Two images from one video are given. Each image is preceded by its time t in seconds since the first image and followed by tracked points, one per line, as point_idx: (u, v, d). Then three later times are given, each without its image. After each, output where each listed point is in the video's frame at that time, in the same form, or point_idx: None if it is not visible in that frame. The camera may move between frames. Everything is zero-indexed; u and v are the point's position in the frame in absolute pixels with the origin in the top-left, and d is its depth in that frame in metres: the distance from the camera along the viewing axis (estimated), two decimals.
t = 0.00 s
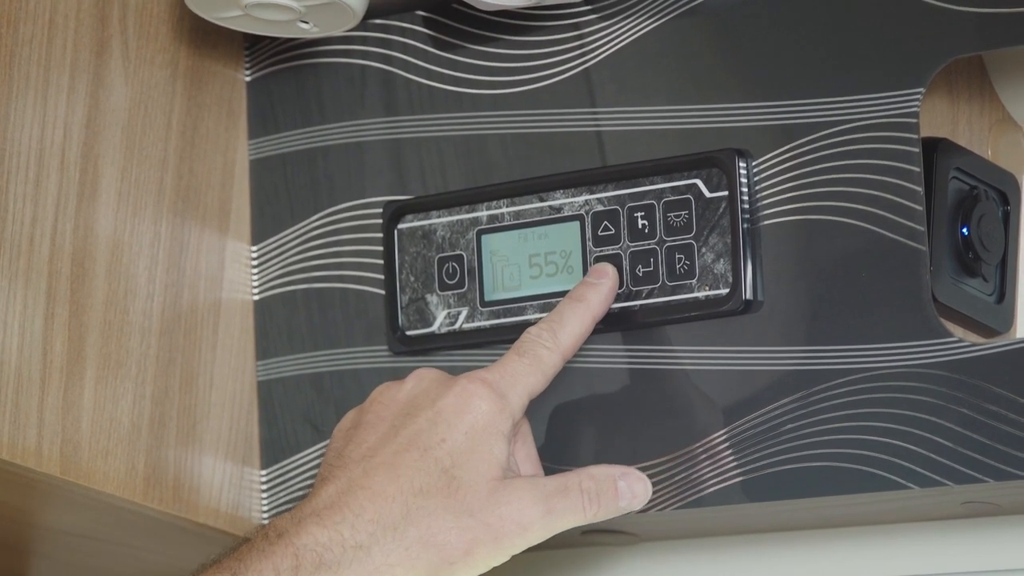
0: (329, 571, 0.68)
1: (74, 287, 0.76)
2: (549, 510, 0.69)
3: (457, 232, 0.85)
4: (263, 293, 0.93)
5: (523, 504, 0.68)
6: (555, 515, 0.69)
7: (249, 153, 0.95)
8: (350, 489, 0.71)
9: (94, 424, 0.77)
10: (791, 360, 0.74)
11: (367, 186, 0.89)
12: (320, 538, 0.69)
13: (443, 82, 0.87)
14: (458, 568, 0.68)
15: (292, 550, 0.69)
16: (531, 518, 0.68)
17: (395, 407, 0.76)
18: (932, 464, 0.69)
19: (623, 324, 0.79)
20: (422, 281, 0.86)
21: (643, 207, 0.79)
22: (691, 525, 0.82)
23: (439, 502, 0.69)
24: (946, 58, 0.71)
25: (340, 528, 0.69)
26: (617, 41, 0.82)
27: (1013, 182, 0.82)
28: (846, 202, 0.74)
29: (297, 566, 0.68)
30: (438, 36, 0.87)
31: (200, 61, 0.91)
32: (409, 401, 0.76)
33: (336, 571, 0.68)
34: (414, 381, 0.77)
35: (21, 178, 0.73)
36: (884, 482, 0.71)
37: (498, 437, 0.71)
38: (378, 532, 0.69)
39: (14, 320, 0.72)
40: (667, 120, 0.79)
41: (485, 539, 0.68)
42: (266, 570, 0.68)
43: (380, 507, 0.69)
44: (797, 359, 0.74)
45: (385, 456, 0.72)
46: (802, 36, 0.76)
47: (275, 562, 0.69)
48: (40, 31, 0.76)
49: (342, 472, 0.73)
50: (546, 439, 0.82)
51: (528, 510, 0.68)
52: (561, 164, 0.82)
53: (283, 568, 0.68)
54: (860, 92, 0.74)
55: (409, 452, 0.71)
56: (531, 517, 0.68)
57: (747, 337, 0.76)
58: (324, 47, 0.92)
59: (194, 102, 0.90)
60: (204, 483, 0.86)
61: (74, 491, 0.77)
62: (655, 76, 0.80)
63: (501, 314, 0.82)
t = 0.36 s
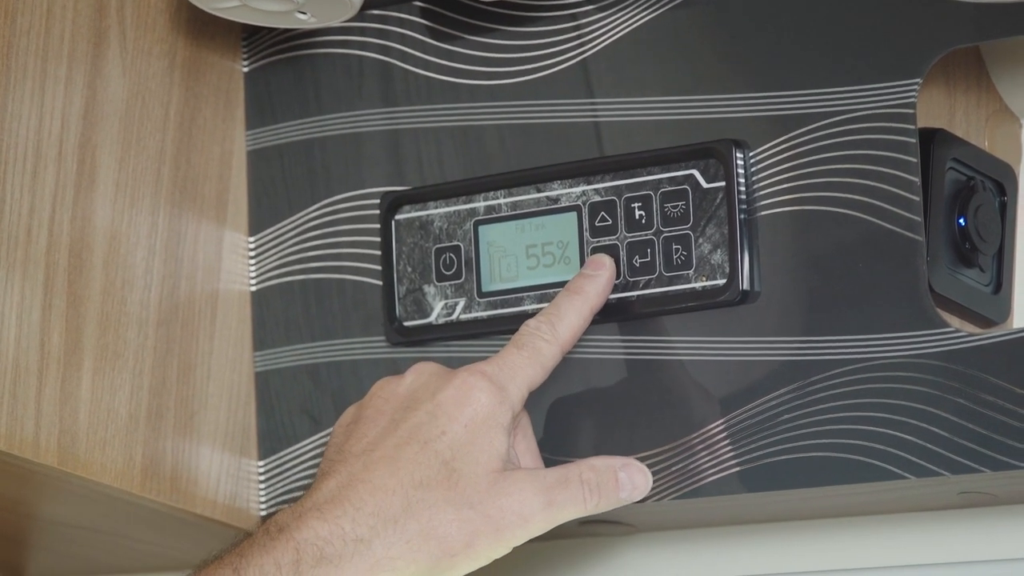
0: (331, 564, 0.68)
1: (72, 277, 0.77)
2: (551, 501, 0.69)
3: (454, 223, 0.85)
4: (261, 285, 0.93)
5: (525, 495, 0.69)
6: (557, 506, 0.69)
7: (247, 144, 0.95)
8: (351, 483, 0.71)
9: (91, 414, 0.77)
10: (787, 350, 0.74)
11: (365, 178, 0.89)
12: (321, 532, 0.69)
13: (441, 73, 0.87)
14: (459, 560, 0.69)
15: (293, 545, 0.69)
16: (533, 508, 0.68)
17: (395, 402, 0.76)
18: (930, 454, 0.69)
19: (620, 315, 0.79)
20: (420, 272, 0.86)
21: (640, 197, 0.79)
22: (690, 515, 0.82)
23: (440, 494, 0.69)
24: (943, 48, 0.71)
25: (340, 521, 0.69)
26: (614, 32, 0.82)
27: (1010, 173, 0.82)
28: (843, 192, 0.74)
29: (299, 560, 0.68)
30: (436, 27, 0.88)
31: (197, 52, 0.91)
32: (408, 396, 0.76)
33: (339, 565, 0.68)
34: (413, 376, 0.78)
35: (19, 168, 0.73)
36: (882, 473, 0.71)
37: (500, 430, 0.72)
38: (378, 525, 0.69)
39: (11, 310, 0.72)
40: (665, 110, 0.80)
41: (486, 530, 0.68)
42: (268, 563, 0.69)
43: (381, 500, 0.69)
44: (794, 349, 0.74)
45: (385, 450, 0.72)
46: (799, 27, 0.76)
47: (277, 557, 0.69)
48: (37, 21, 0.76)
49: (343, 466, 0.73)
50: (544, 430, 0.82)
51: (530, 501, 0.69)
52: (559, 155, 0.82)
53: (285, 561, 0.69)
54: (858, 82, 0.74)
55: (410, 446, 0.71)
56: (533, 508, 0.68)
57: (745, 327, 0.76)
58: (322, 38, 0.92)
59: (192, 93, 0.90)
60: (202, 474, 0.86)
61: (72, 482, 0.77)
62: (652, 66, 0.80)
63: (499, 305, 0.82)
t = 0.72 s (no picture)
0: (336, 561, 0.68)
1: (62, 271, 0.77)
2: (554, 494, 0.69)
3: (444, 216, 0.85)
4: (250, 278, 0.93)
5: (528, 488, 0.69)
6: (561, 498, 0.69)
7: (236, 138, 0.95)
8: (354, 480, 0.71)
9: (81, 407, 0.77)
10: (776, 343, 0.75)
11: (355, 171, 0.89)
12: (325, 529, 0.68)
13: (431, 67, 0.87)
14: (464, 554, 0.69)
15: (297, 541, 0.68)
16: (536, 501, 0.69)
17: (395, 397, 0.76)
18: (919, 447, 0.69)
19: (610, 309, 0.79)
20: (409, 266, 0.86)
21: (629, 190, 0.79)
22: (680, 508, 0.82)
23: (444, 489, 0.69)
24: (931, 41, 0.71)
25: (344, 518, 0.69)
26: (603, 25, 0.82)
27: (999, 165, 0.82)
28: (831, 184, 0.74)
29: (302, 558, 0.68)
30: (426, 21, 0.88)
31: (187, 46, 0.91)
32: (408, 392, 0.76)
33: (343, 562, 0.68)
34: (412, 371, 0.77)
35: (8, 162, 0.73)
36: (871, 464, 0.71)
37: (501, 425, 0.72)
38: (382, 520, 0.69)
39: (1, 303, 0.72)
40: (653, 103, 0.80)
41: (491, 523, 0.69)
42: (271, 561, 0.68)
43: (383, 496, 0.69)
44: (782, 341, 0.74)
45: (386, 445, 0.72)
46: (787, 19, 0.76)
47: (281, 552, 0.68)
48: (26, 15, 0.76)
49: (346, 463, 0.72)
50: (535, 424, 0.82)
51: (533, 494, 0.69)
52: (548, 148, 0.82)
53: (288, 559, 0.68)
54: (847, 75, 0.74)
55: (411, 441, 0.71)
56: (536, 501, 0.69)
57: (734, 320, 0.76)
58: (311, 32, 0.92)
59: (181, 87, 0.90)
60: (191, 468, 0.86)
61: (62, 476, 0.77)
62: (640, 59, 0.80)
63: (488, 299, 0.82)
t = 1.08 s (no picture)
0: (340, 532, 0.69)
1: (57, 263, 0.77)
2: (562, 476, 0.69)
3: (439, 209, 0.85)
4: (245, 270, 0.93)
5: (535, 470, 0.69)
6: (568, 481, 0.69)
7: (232, 131, 0.95)
8: (362, 452, 0.71)
9: (75, 399, 0.77)
10: (770, 337, 0.75)
11: (350, 164, 0.89)
12: (330, 499, 0.69)
13: (427, 60, 0.87)
14: (469, 530, 0.70)
15: (303, 511, 0.69)
16: (543, 483, 0.69)
17: (406, 373, 0.76)
18: (914, 441, 0.69)
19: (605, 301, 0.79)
20: (404, 259, 0.86)
21: (624, 183, 0.79)
22: (676, 501, 0.82)
23: (451, 465, 0.69)
24: (927, 35, 0.71)
25: (350, 488, 0.69)
26: (598, 19, 0.82)
27: (995, 159, 0.82)
28: (826, 178, 0.74)
29: (307, 528, 0.69)
30: (422, 13, 0.87)
31: (182, 38, 0.90)
32: (420, 366, 0.76)
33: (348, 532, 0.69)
34: (424, 347, 0.77)
35: (3, 153, 0.73)
36: (865, 459, 0.71)
37: (511, 405, 0.72)
38: (388, 493, 0.69)
39: None
40: (649, 97, 0.80)
41: (496, 501, 0.69)
42: (276, 529, 0.69)
43: (391, 470, 0.70)
44: (777, 335, 0.74)
45: (396, 419, 0.72)
46: (783, 12, 0.76)
47: (286, 523, 0.69)
48: (21, 7, 0.76)
49: (354, 435, 0.73)
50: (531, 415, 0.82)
51: (540, 476, 0.69)
52: (544, 141, 0.82)
53: (293, 529, 0.69)
54: (842, 68, 0.74)
55: (419, 417, 0.72)
56: (543, 483, 0.69)
57: (729, 313, 0.76)
58: (307, 25, 0.92)
59: (176, 79, 0.89)
60: (186, 460, 0.86)
61: (57, 468, 0.77)
62: (636, 53, 0.80)
63: (483, 291, 0.82)
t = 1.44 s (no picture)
0: (336, 505, 0.67)
1: (57, 257, 0.77)
2: (561, 458, 0.68)
3: (439, 203, 0.85)
4: (245, 264, 0.93)
5: (534, 449, 0.68)
6: (567, 463, 0.68)
7: (232, 124, 0.95)
8: (361, 429, 0.70)
9: (75, 392, 0.77)
10: (771, 332, 0.74)
11: (350, 158, 0.89)
12: (327, 473, 0.67)
13: (427, 54, 0.87)
14: (466, 510, 0.68)
15: (299, 485, 0.68)
16: (542, 463, 0.68)
17: (409, 355, 0.76)
18: (914, 437, 0.69)
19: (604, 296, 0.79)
20: (404, 253, 0.86)
21: (624, 178, 0.79)
22: (675, 495, 0.82)
23: (450, 442, 0.68)
24: (927, 30, 0.71)
25: (347, 463, 0.68)
26: (598, 13, 0.82)
27: (994, 155, 0.82)
28: (826, 172, 0.74)
29: (302, 502, 0.67)
30: (422, 7, 0.87)
31: (182, 32, 0.90)
32: (423, 349, 0.75)
33: (345, 506, 0.67)
34: (428, 330, 0.77)
35: (4, 147, 0.73)
36: (865, 455, 0.71)
37: (512, 386, 0.71)
38: (385, 468, 0.68)
39: None
40: (649, 91, 0.80)
41: (494, 481, 0.68)
42: (272, 504, 0.67)
43: (389, 445, 0.68)
44: (777, 330, 0.74)
45: (396, 398, 0.71)
46: (783, 5, 0.76)
47: (282, 497, 0.67)
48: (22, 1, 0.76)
49: (354, 413, 0.72)
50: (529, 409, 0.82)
51: (539, 456, 0.68)
52: (543, 136, 0.82)
53: (289, 502, 0.67)
54: (842, 62, 0.74)
55: (419, 396, 0.70)
56: (542, 463, 0.68)
57: (727, 308, 0.76)
58: (307, 19, 0.92)
59: (176, 72, 0.89)
60: (186, 454, 0.86)
61: (56, 461, 0.77)
62: (635, 47, 0.80)
63: (483, 286, 0.82)
